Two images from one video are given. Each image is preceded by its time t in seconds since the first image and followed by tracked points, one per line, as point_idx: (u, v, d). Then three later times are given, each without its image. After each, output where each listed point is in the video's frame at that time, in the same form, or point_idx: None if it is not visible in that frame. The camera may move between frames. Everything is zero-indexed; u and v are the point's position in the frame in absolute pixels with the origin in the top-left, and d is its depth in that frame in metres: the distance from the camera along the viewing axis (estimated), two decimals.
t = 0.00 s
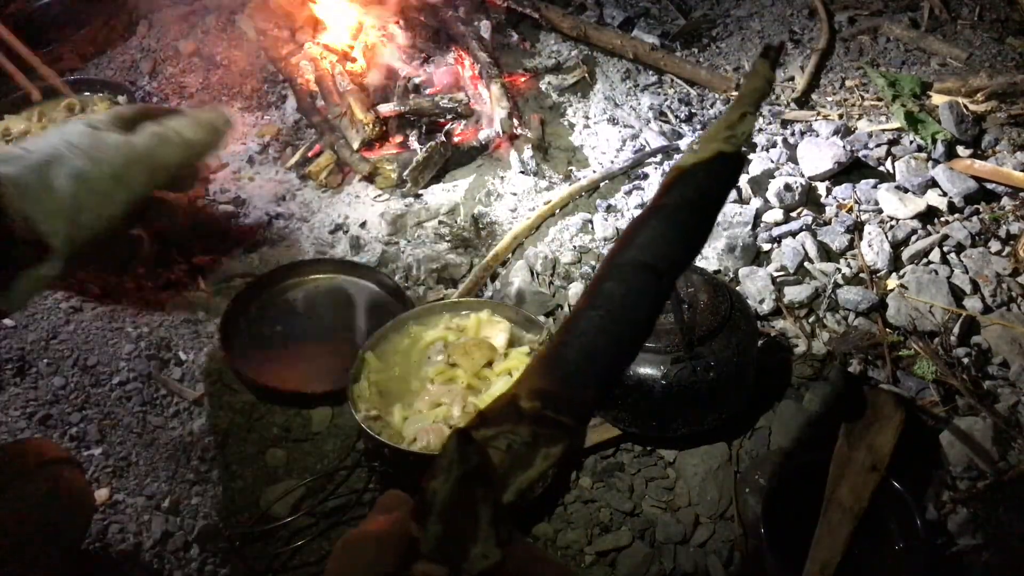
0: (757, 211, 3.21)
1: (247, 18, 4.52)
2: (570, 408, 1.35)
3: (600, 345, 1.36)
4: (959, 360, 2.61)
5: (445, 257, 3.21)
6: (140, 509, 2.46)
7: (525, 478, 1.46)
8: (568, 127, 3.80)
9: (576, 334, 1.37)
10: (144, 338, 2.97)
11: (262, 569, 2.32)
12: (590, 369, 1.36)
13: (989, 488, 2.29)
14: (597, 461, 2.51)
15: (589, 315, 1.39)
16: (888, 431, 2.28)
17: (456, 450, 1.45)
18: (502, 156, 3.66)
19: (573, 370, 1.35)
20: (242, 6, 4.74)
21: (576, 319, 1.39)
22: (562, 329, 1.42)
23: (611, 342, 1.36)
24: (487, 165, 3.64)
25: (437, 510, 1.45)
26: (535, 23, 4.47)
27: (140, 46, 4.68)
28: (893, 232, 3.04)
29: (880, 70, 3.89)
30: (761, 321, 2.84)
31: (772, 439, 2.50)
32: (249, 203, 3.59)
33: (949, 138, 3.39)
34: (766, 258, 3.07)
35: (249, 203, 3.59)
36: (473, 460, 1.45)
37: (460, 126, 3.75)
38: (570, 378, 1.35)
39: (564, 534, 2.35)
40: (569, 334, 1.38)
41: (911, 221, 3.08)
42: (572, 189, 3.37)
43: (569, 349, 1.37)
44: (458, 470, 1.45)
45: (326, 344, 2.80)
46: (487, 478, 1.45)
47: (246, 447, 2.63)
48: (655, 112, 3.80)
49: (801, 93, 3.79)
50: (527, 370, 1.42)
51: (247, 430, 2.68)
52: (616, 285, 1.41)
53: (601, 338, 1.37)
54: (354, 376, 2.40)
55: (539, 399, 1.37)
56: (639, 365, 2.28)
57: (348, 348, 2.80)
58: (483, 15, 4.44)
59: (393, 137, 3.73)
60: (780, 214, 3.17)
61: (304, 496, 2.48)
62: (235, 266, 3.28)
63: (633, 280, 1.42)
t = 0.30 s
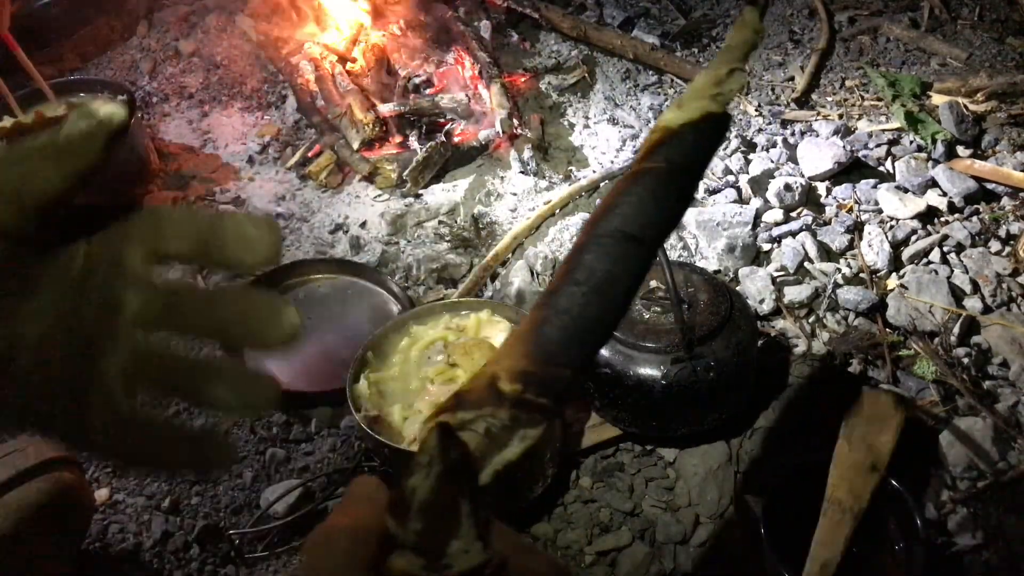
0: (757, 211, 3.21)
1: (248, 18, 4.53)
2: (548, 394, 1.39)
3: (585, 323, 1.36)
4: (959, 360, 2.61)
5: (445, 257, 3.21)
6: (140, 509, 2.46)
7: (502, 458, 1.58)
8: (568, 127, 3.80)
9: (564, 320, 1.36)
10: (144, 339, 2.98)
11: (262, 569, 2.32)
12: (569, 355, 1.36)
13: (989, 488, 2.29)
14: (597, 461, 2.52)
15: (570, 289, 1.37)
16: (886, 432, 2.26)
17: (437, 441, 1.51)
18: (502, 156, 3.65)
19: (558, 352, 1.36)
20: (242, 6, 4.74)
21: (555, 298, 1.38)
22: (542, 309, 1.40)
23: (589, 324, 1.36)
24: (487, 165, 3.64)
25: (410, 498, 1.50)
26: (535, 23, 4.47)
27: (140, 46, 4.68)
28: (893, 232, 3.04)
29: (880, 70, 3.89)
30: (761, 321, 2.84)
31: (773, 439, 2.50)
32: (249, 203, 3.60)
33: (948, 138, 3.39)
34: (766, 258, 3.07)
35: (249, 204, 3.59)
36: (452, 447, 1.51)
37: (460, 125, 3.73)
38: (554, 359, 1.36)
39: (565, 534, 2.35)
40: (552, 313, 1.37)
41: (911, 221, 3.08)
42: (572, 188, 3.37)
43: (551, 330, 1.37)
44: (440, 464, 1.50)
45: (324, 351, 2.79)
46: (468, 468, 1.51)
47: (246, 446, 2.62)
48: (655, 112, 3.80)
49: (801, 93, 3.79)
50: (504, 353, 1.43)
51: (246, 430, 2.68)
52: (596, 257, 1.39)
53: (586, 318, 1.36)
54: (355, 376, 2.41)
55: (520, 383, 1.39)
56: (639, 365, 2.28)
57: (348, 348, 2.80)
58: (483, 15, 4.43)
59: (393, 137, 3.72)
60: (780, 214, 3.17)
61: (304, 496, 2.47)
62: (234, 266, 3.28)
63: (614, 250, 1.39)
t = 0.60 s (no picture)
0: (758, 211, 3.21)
1: (247, 18, 4.52)
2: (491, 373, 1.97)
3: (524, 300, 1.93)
4: (959, 361, 2.61)
5: (445, 257, 3.21)
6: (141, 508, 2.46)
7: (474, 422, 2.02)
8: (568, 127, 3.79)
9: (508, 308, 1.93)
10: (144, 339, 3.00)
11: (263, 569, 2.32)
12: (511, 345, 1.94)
13: (989, 488, 2.29)
14: (597, 461, 2.52)
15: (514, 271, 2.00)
16: (887, 431, 2.22)
17: (390, 460, 1.72)
18: (502, 156, 3.65)
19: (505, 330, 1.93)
20: (242, 6, 4.73)
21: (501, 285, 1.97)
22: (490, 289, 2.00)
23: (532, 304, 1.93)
24: (487, 165, 3.63)
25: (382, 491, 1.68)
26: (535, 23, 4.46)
27: (140, 46, 4.68)
28: (893, 232, 3.04)
29: (880, 70, 3.89)
30: (761, 321, 2.84)
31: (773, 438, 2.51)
32: (249, 203, 3.60)
33: (948, 138, 3.39)
34: (766, 258, 3.07)
35: (249, 204, 3.59)
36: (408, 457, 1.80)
37: (460, 126, 3.74)
38: (507, 329, 1.92)
39: (565, 534, 2.35)
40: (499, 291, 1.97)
41: (911, 221, 3.08)
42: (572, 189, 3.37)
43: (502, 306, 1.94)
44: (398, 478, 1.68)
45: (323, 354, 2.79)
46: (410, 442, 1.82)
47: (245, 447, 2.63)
48: (655, 112, 3.81)
49: (801, 93, 3.79)
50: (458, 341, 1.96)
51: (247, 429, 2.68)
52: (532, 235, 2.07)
53: (525, 297, 1.94)
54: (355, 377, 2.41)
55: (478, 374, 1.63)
56: (640, 365, 2.28)
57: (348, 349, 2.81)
58: (484, 15, 4.43)
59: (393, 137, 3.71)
60: (780, 214, 3.17)
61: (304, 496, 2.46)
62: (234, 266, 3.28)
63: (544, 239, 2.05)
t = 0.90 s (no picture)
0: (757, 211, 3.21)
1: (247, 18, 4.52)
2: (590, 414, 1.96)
3: (629, 341, 1.87)
4: (959, 360, 2.61)
5: (445, 257, 3.21)
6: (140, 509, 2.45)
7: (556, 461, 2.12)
8: (568, 127, 3.80)
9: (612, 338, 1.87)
10: (143, 339, 3.01)
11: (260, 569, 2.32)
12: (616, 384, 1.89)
13: (989, 488, 2.29)
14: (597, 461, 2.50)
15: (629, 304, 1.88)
16: (887, 431, 2.24)
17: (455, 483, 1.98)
18: (502, 156, 3.65)
19: (607, 371, 1.88)
20: (242, 7, 4.73)
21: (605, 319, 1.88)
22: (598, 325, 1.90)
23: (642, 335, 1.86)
24: (487, 165, 3.64)
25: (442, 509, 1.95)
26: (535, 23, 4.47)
27: (140, 45, 4.67)
28: (893, 232, 3.04)
29: (880, 70, 3.89)
30: (761, 321, 2.84)
31: (772, 438, 2.51)
32: (249, 203, 3.60)
33: (948, 138, 3.39)
34: (765, 258, 3.07)
35: (249, 204, 3.59)
36: (477, 484, 1.98)
37: (460, 125, 3.74)
38: (598, 385, 1.89)
39: (565, 534, 2.34)
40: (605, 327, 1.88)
41: (911, 221, 3.08)
42: (572, 188, 3.37)
43: (600, 346, 1.89)
44: (458, 506, 1.94)
45: (322, 353, 2.79)
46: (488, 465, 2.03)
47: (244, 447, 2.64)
48: (655, 112, 3.81)
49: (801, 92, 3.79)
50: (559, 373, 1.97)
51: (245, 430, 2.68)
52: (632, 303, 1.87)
53: (631, 336, 1.86)
54: (355, 376, 2.41)
55: (565, 406, 1.97)
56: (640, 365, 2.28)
57: (347, 348, 2.81)
58: (484, 14, 4.42)
59: (393, 137, 3.72)
60: (780, 214, 3.17)
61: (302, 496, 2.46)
62: (234, 267, 3.28)
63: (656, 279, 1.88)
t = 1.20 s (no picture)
0: (758, 211, 3.21)
1: (247, 18, 4.52)
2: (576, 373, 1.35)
3: (621, 293, 1.32)
4: (959, 360, 2.61)
5: (445, 257, 3.21)
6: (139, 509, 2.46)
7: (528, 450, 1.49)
8: (568, 127, 3.80)
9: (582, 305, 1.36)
10: (144, 339, 3.02)
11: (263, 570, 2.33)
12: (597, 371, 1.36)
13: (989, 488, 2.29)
14: (597, 461, 2.51)
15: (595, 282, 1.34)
16: (886, 433, 2.07)
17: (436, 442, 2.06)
18: (502, 155, 3.66)
19: (594, 321, 1.32)
20: (241, 6, 4.73)
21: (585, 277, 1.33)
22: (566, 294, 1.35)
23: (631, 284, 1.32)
24: (487, 165, 3.64)
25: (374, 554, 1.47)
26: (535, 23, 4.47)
27: (140, 45, 4.67)
28: (893, 232, 3.04)
29: (880, 70, 3.89)
30: (761, 321, 2.84)
31: (772, 439, 2.51)
32: (248, 203, 3.60)
33: (948, 138, 3.39)
34: (765, 258, 3.07)
35: (249, 203, 3.59)
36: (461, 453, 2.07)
37: (460, 125, 3.74)
38: (580, 339, 1.33)
39: (565, 534, 2.34)
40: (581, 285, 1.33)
41: (911, 221, 3.08)
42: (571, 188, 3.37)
43: (582, 300, 1.33)
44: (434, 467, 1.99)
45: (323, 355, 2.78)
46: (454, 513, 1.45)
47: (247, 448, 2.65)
48: (655, 112, 3.81)
49: (801, 93, 3.78)
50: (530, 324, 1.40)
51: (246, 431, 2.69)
52: (623, 256, 1.33)
53: (621, 285, 1.32)
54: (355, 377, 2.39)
55: (544, 363, 1.36)
56: (640, 365, 2.28)
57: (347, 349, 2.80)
58: (484, 14, 4.42)
59: (393, 137, 3.71)
60: (780, 214, 3.17)
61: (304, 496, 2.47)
62: (234, 266, 3.28)
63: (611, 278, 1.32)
